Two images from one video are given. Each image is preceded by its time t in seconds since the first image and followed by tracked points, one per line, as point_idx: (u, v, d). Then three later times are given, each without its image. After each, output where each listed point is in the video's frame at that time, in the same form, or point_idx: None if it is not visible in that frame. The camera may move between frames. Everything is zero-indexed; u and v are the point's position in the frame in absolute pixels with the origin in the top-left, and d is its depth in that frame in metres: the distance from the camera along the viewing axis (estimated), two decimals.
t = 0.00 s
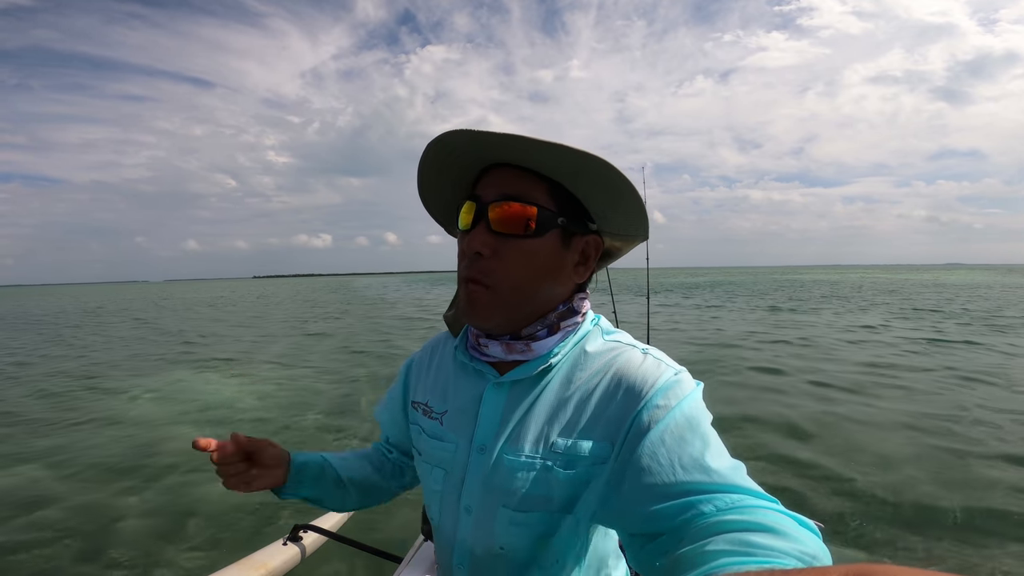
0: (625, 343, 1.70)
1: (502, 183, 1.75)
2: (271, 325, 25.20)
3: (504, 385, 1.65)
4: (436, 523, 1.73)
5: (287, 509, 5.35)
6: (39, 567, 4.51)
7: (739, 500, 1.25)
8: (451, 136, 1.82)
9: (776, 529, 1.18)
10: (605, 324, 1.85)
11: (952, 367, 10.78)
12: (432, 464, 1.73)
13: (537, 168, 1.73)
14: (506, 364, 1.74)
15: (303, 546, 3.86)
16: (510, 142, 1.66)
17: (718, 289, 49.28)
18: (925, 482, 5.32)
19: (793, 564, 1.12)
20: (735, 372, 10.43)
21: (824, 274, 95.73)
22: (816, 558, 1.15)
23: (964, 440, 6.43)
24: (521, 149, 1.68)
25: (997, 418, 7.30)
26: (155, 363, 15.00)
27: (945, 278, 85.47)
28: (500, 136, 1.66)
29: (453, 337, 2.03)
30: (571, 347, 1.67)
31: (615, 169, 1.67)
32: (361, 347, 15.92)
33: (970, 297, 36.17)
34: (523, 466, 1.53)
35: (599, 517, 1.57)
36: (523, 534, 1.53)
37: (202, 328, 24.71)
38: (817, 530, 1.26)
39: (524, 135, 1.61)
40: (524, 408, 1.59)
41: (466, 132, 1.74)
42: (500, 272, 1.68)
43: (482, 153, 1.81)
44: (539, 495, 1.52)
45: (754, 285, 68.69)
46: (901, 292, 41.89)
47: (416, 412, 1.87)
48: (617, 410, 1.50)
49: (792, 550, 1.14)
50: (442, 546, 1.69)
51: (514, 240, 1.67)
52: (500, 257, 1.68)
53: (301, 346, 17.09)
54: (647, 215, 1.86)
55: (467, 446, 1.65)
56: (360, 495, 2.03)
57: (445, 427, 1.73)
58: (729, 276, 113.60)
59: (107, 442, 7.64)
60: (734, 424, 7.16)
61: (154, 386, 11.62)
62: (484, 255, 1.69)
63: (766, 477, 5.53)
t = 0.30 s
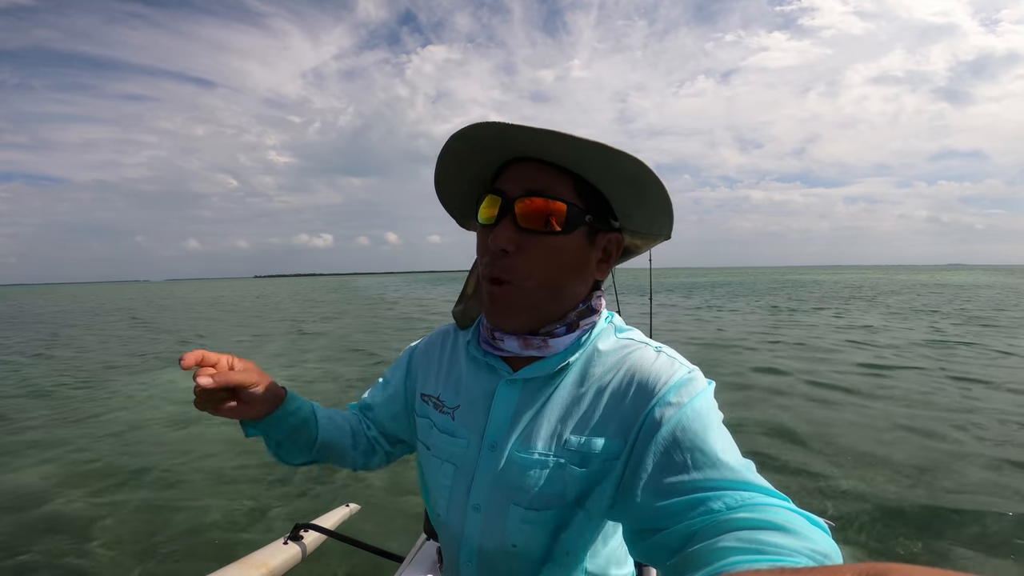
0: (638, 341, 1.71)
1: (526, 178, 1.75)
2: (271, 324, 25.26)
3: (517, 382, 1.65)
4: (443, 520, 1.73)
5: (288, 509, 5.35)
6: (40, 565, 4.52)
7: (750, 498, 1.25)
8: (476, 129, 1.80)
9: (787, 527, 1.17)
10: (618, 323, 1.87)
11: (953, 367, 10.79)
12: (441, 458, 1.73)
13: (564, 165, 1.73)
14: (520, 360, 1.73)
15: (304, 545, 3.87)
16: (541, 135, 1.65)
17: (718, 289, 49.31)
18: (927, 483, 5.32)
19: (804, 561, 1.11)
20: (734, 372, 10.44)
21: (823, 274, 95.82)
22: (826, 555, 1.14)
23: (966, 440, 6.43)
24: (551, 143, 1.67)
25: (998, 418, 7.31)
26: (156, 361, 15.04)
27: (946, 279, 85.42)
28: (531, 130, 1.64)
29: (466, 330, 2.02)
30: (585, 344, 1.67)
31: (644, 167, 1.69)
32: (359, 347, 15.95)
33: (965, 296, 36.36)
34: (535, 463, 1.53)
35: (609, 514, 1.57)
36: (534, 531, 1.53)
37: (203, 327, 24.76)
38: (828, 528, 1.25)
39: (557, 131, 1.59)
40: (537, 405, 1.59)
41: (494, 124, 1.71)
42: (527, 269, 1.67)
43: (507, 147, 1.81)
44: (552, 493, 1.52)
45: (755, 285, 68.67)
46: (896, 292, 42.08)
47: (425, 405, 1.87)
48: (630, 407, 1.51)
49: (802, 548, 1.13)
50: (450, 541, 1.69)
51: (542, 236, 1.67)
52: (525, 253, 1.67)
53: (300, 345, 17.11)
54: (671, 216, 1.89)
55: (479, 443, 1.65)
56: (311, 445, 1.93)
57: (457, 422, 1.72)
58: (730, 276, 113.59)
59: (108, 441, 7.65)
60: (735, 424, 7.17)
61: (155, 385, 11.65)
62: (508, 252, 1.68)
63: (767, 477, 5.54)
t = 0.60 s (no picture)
0: (643, 357, 1.71)
1: (526, 192, 1.75)
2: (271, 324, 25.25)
3: (522, 399, 1.64)
4: (449, 534, 1.72)
5: (289, 511, 5.35)
6: (42, 568, 4.52)
7: (759, 510, 1.25)
8: (471, 145, 1.79)
9: (796, 538, 1.17)
10: (624, 338, 1.87)
11: (954, 369, 10.77)
12: (448, 474, 1.73)
13: (562, 176, 1.74)
14: (525, 376, 1.73)
15: (304, 548, 3.87)
16: (538, 149, 1.65)
17: (717, 288, 49.34)
18: (929, 485, 5.32)
19: (812, 569, 1.11)
20: (734, 374, 10.45)
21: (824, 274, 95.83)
22: (838, 564, 1.14)
23: (967, 443, 6.42)
24: (548, 156, 1.68)
25: (999, 420, 7.31)
26: (156, 361, 15.04)
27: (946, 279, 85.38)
28: (527, 143, 1.64)
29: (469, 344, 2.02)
30: (590, 361, 1.68)
31: (641, 173, 1.71)
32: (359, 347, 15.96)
33: (965, 296, 36.40)
34: (543, 480, 1.54)
35: (616, 527, 1.57)
36: (542, 546, 1.53)
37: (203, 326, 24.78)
38: (839, 539, 1.25)
39: (554, 143, 1.59)
40: (544, 422, 1.59)
41: (491, 140, 1.70)
42: (533, 283, 1.66)
43: (503, 162, 1.80)
44: (560, 508, 1.53)
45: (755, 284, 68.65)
46: (896, 292, 42.11)
47: (431, 418, 1.88)
48: (637, 423, 1.51)
49: (811, 557, 1.13)
50: (456, 557, 1.68)
51: (546, 249, 1.66)
52: (531, 267, 1.66)
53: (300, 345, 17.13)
54: (669, 219, 1.92)
55: (486, 459, 1.64)
56: (336, 449, 1.96)
57: (464, 438, 1.73)
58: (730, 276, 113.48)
59: (109, 441, 7.65)
60: (736, 425, 7.16)
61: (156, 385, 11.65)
62: (514, 267, 1.66)
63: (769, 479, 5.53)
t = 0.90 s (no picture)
0: (641, 353, 1.71)
1: (535, 195, 1.73)
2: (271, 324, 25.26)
3: (525, 396, 1.65)
4: (451, 530, 1.73)
5: (289, 508, 5.36)
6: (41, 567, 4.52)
7: (751, 503, 1.24)
8: (481, 147, 1.74)
9: (786, 530, 1.16)
10: (622, 335, 1.86)
11: (953, 368, 10.75)
12: (451, 470, 1.73)
13: (571, 180, 1.75)
14: (528, 374, 1.72)
15: (304, 547, 3.87)
16: (554, 154, 1.64)
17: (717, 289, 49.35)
18: (928, 482, 5.32)
19: (800, 561, 1.10)
20: (734, 373, 10.46)
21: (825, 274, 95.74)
22: (825, 556, 1.13)
23: (967, 441, 6.41)
24: (562, 162, 1.67)
25: (1000, 418, 7.28)
26: (156, 360, 15.04)
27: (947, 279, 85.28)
28: (547, 150, 1.62)
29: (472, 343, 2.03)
30: (590, 358, 1.68)
31: (650, 180, 1.75)
32: (360, 347, 16.00)
33: (966, 297, 36.40)
34: (543, 474, 1.54)
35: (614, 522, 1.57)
36: (542, 540, 1.54)
37: (203, 326, 24.80)
38: (831, 533, 1.24)
39: (575, 149, 1.60)
40: (544, 418, 1.60)
41: (506, 144, 1.67)
42: (546, 285, 1.66)
43: (511, 164, 1.78)
44: (559, 502, 1.53)
45: (755, 285, 68.64)
46: (897, 293, 42.07)
47: (434, 415, 1.89)
48: (634, 417, 1.51)
49: (798, 549, 1.12)
50: (458, 552, 1.68)
51: (557, 252, 1.67)
52: (545, 271, 1.66)
53: (301, 345, 17.14)
54: (666, 225, 1.97)
55: (486, 454, 1.65)
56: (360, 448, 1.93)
57: (466, 434, 1.73)
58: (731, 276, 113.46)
59: (108, 441, 7.65)
60: (736, 424, 7.15)
61: (156, 384, 11.65)
62: (528, 270, 1.65)
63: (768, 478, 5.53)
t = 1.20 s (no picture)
0: (639, 350, 1.71)
1: (544, 189, 1.75)
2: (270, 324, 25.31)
3: (524, 396, 1.65)
4: (451, 532, 1.72)
5: (289, 508, 5.37)
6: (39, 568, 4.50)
7: (750, 499, 1.24)
8: (495, 137, 1.72)
9: (785, 525, 1.16)
10: (619, 332, 1.86)
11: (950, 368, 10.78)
12: (451, 472, 1.73)
13: (579, 176, 1.80)
14: (527, 373, 1.72)
15: (301, 547, 3.87)
16: (574, 149, 1.68)
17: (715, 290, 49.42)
18: (927, 482, 5.33)
19: (799, 557, 1.10)
20: (732, 373, 10.46)
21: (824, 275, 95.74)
22: (824, 551, 1.13)
23: (966, 441, 6.41)
24: (578, 155, 1.72)
25: (998, 419, 7.29)
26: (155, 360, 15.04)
27: (946, 279, 85.34)
28: (570, 143, 1.66)
29: (471, 344, 2.03)
30: (589, 355, 1.68)
31: (655, 184, 1.84)
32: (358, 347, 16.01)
33: (962, 297, 36.51)
34: (543, 474, 1.54)
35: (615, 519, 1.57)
36: (544, 540, 1.54)
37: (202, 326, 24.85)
38: (828, 527, 1.24)
39: (595, 145, 1.65)
40: (544, 417, 1.60)
41: (525, 134, 1.67)
42: (554, 277, 1.67)
43: (521, 157, 1.79)
44: (560, 501, 1.53)
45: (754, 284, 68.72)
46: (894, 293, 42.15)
47: (431, 418, 1.88)
48: (633, 415, 1.51)
49: (796, 544, 1.11)
50: (459, 554, 1.68)
51: (566, 245, 1.69)
52: (554, 262, 1.67)
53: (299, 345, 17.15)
54: (658, 227, 2.06)
55: (486, 455, 1.65)
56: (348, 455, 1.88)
57: (466, 435, 1.73)
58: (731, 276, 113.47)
59: (107, 441, 7.64)
60: (735, 425, 7.13)
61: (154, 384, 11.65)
62: (539, 261, 1.66)
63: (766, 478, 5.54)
